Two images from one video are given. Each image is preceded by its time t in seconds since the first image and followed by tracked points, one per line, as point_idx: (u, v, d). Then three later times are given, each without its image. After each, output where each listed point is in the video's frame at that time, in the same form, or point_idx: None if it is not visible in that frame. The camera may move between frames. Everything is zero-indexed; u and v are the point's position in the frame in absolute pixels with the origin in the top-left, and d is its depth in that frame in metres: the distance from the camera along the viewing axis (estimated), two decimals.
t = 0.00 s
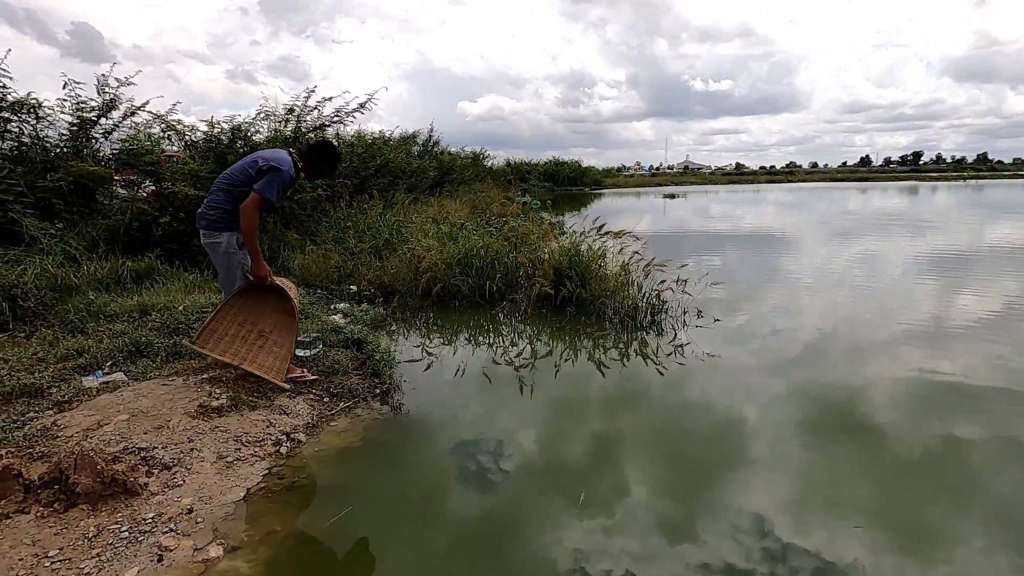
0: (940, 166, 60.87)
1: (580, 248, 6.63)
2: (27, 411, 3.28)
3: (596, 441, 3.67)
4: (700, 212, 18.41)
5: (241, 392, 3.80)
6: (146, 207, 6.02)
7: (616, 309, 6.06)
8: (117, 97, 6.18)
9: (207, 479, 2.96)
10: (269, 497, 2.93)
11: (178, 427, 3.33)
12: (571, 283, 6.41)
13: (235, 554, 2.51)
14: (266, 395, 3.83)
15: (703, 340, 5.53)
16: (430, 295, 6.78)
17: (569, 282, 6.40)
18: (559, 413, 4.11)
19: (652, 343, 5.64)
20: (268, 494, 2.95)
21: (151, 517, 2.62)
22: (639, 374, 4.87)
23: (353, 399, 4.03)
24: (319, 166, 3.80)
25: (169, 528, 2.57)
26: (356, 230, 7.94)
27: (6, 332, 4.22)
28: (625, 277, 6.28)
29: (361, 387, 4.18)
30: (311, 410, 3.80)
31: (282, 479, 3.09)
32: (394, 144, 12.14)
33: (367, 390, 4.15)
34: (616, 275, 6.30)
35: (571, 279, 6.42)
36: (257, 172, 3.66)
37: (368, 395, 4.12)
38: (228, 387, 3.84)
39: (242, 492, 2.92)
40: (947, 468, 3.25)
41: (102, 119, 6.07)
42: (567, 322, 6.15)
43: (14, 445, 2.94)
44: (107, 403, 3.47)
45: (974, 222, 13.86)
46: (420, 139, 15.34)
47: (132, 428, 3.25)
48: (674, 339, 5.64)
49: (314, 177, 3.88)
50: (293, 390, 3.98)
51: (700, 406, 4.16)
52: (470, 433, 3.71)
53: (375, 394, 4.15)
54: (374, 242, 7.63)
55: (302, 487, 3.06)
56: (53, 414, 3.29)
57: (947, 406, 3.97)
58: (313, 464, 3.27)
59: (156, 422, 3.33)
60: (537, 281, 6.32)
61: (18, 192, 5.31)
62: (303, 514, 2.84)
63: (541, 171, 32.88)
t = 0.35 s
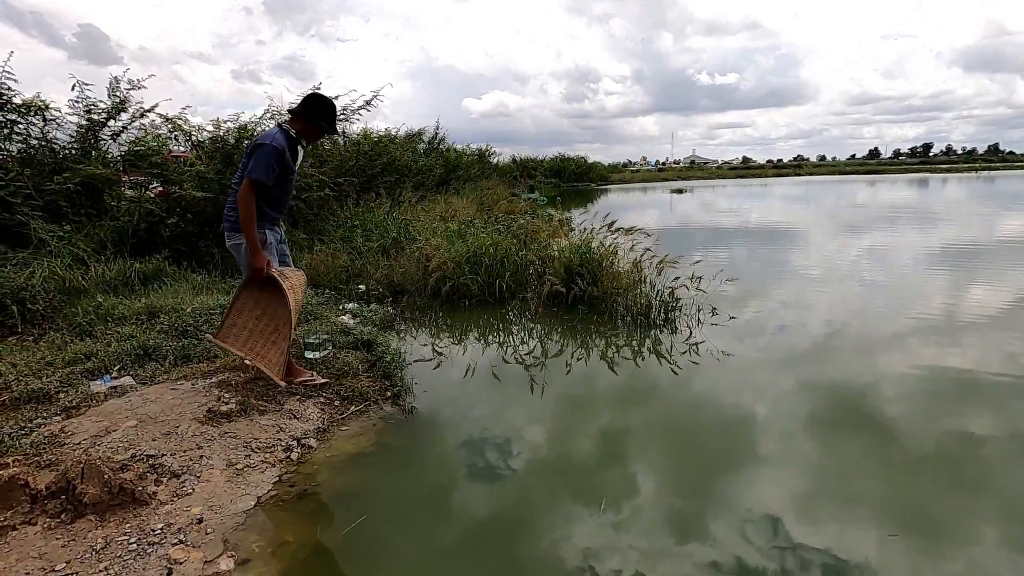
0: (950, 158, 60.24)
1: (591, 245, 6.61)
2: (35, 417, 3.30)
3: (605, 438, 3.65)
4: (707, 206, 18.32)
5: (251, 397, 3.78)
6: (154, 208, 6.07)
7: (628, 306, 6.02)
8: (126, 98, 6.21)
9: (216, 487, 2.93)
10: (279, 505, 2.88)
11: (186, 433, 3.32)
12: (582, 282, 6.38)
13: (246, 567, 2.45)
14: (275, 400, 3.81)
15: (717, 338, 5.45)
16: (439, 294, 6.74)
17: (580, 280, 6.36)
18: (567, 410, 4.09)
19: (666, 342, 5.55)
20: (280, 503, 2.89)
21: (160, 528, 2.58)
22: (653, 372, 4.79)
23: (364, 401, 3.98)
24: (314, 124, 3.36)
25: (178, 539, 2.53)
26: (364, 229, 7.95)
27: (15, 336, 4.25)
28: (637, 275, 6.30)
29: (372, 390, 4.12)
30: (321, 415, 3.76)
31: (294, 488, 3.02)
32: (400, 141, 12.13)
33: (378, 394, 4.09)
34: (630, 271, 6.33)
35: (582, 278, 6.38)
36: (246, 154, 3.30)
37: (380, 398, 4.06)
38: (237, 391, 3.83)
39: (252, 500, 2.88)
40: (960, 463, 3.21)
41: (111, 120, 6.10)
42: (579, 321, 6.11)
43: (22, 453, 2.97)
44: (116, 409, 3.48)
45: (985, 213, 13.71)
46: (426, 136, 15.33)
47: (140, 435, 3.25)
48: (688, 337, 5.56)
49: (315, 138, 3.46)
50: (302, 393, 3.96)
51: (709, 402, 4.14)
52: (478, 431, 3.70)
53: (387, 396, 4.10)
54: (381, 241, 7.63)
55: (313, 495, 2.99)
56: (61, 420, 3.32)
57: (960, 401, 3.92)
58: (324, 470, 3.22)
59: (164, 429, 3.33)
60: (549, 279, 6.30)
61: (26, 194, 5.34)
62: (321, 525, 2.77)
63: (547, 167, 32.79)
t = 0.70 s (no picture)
0: (956, 149, 59.79)
1: (604, 244, 6.57)
2: (35, 432, 3.16)
3: (610, 434, 3.64)
4: (712, 201, 18.24)
5: (260, 407, 3.59)
6: (158, 210, 6.06)
7: (642, 305, 5.95)
8: (129, 99, 6.23)
9: (225, 507, 2.74)
10: (293, 525, 2.70)
11: (193, 447, 3.13)
12: (595, 281, 6.33)
13: None
14: (285, 409, 3.62)
15: (739, 338, 5.27)
16: (449, 295, 6.71)
17: (595, 280, 6.31)
18: (571, 407, 4.09)
19: (684, 343, 5.39)
20: (292, 523, 2.71)
21: (166, 553, 2.40)
22: (672, 373, 4.64)
23: (376, 410, 3.81)
24: (296, 100, 3.13)
25: (185, 566, 2.35)
26: (370, 229, 7.95)
27: (19, 343, 4.25)
28: (653, 272, 6.21)
29: (384, 397, 3.95)
30: (332, 425, 3.57)
31: (306, 506, 2.85)
32: (404, 139, 12.12)
33: (390, 401, 3.93)
34: (644, 269, 6.25)
35: (594, 277, 6.34)
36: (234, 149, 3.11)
37: (392, 407, 3.89)
38: (245, 401, 3.63)
39: (264, 520, 2.70)
40: (968, 456, 3.19)
41: (115, 123, 6.14)
42: (593, 321, 6.03)
43: (21, 473, 2.80)
44: (119, 421, 3.31)
45: (993, 205, 13.61)
46: (430, 134, 15.32)
47: (144, 450, 3.07)
48: (708, 338, 5.37)
49: (302, 115, 3.23)
50: (312, 403, 3.76)
51: (715, 397, 4.13)
52: (483, 428, 3.71)
53: (399, 407, 3.90)
54: (388, 240, 7.62)
55: (327, 514, 2.82)
56: (63, 434, 3.17)
57: (968, 393, 3.89)
58: (336, 486, 3.05)
59: (170, 443, 3.14)
60: (562, 279, 6.25)
61: (29, 198, 5.39)
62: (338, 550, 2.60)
63: (552, 163, 32.72)
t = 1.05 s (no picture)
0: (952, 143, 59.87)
1: (611, 243, 6.42)
2: (27, 452, 3.02)
3: (611, 433, 3.64)
4: (710, 198, 18.25)
5: (262, 421, 3.40)
6: (153, 216, 6.04)
7: (651, 306, 5.84)
8: (121, 103, 6.20)
9: (229, 531, 2.59)
10: (300, 551, 2.56)
11: (193, 466, 2.95)
12: (604, 282, 6.23)
13: None
14: (289, 423, 3.43)
15: (752, 339, 5.16)
16: (453, 298, 6.62)
17: (604, 280, 6.22)
18: (572, 405, 4.08)
19: (697, 344, 5.31)
20: (299, 549, 2.58)
21: None
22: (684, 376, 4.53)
23: (383, 423, 3.66)
24: (294, 97, 3.11)
25: None
26: (369, 231, 7.92)
27: (12, 355, 4.25)
28: (662, 272, 6.06)
29: (391, 408, 3.80)
30: (339, 440, 3.41)
31: (314, 529, 2.71)
32: (402, 140, 12.10)
33: (398, 413, 3.78)
34: (653, 268, 6.10)
35: (602, 278, 6.25)
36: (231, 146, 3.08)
37: (401, 420, 3.74)
38: (246, 415, 3.46)
39: (270, 545, 2.56)
40: (969, 450, 3.19)
41: (108, 127, 6.11)
42: (603, 324, 5.91)
43: (12, 499, 2.68)
44: (115, 439, 3.15)
45: (991, 197, 13.65)
46: (427, 135, 15.30)
47: (141, 470, 2.89)
48: (720, 339, 5.28)
49: (297, 114, 3.20)
50: (318, 415, 3.59)
51: (716, 394, 4.12)
52: (483, 429, 3.70)
53: (407, 419, 3.75)
54: (388, 243, 7.59)
55: (337, 537, 2.68)
56: (57, 454, 3.04)
57: (968, 386, 3.90)
58: (345, 507, 2.89)
59: (168, 463, 2.97)
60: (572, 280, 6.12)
61: (22, 206, 5.41)
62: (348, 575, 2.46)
63: (549, 161, 32.71)
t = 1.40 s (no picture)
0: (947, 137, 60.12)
1: (616, 242, 6.35)
2: (26, 464, 2.97)
3: (610, 430, 3.64)
4: (707, 195, 18.28)
5: (267, 429, 3.34)
6: (150, 219, 5.94)
7: (656, 306, 5.79)
8: (115, 104, 6.17)
9: (237, 544, 2.51)
10: (312, 564, 2.47)
11: (198, 477, 2.88)
12: (610, 280, 6.17)
13: None
14: (295, 430, 3.37)
15: (760, 336, 5.11)
16: (455, 299, 6.58)
17: (608, 279, 6.15)
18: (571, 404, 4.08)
19: (703, 343, 5.28)
20: (311, 561, 2.48)
21: None
22: (689, 374, 4.51)
23: (391, 428, 3.59)
24: (300, 100, 3.10)
25: None
26: (367, 232, 7.89)
27: (8, 362, 4.22)
28: (667, 271, 6.01)
29: (398, 413, 3.73)
30: (347, 446, 3.34)
31: (325, 540, 2.61)
32: (399, 140, 12.07)
33: (406, 418, 3.71)
34: (658, 266, 6.04)
35: (609, 276, 6.18)
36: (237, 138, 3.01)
37: (410, 424, 3.66)
38: (251, 423, 3.39)
39: (280, 557, 2.47)
40: (966, 443, 3.20)
41: (101, 129, 6.08)
42: (610, 325, 5.87)
43: (12, 514, 2.61)
44: (117, 450, 3.09)
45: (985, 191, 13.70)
46: (423, 135, 15.26)
47: (145, 482, 2.82)
48: (725, 338, 5.26)
49: (303, 119, 3.17)
50: (324, 421, 3.52)
51: (715, 390, 4.12)
52: (480, 428, 3.70)
53: (413, 423, 3.69)
54: (388, 244, 7.57)
55: (349, 548, 2.59)
56: (57, 465, 2.98)
57: (965, 380, 3.91)
58: (356, 516, 2.81)
59: (172, 473, 2.90)
60: (577, 280, 6.07)
61: (15, 210, 5.39)
62: None
63: (545, 160, 32.69)
